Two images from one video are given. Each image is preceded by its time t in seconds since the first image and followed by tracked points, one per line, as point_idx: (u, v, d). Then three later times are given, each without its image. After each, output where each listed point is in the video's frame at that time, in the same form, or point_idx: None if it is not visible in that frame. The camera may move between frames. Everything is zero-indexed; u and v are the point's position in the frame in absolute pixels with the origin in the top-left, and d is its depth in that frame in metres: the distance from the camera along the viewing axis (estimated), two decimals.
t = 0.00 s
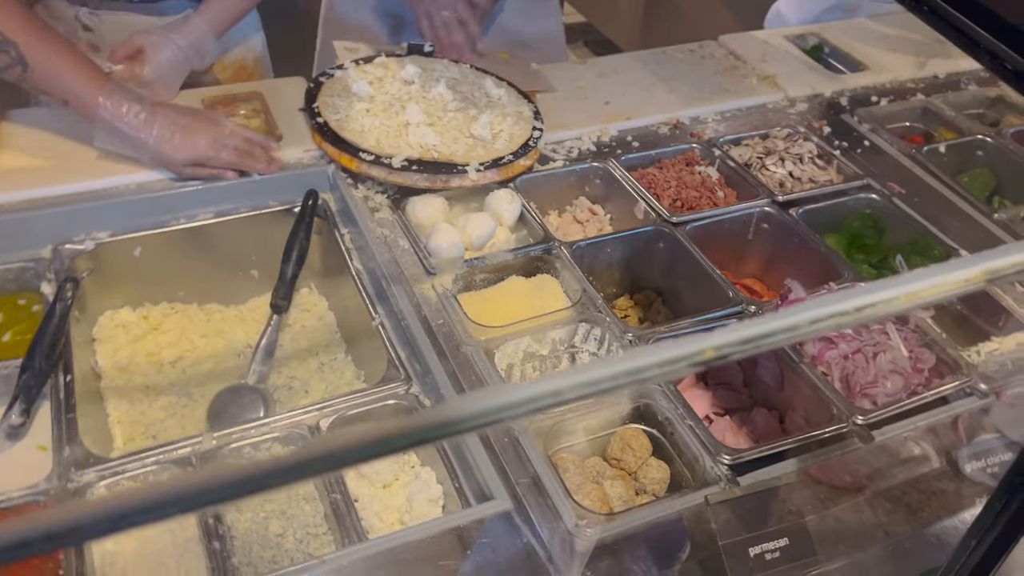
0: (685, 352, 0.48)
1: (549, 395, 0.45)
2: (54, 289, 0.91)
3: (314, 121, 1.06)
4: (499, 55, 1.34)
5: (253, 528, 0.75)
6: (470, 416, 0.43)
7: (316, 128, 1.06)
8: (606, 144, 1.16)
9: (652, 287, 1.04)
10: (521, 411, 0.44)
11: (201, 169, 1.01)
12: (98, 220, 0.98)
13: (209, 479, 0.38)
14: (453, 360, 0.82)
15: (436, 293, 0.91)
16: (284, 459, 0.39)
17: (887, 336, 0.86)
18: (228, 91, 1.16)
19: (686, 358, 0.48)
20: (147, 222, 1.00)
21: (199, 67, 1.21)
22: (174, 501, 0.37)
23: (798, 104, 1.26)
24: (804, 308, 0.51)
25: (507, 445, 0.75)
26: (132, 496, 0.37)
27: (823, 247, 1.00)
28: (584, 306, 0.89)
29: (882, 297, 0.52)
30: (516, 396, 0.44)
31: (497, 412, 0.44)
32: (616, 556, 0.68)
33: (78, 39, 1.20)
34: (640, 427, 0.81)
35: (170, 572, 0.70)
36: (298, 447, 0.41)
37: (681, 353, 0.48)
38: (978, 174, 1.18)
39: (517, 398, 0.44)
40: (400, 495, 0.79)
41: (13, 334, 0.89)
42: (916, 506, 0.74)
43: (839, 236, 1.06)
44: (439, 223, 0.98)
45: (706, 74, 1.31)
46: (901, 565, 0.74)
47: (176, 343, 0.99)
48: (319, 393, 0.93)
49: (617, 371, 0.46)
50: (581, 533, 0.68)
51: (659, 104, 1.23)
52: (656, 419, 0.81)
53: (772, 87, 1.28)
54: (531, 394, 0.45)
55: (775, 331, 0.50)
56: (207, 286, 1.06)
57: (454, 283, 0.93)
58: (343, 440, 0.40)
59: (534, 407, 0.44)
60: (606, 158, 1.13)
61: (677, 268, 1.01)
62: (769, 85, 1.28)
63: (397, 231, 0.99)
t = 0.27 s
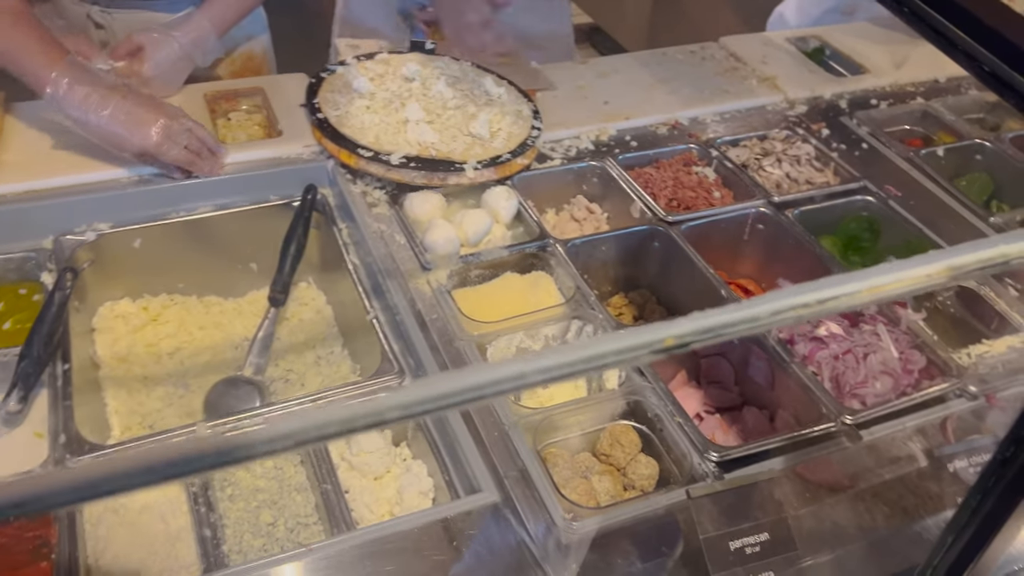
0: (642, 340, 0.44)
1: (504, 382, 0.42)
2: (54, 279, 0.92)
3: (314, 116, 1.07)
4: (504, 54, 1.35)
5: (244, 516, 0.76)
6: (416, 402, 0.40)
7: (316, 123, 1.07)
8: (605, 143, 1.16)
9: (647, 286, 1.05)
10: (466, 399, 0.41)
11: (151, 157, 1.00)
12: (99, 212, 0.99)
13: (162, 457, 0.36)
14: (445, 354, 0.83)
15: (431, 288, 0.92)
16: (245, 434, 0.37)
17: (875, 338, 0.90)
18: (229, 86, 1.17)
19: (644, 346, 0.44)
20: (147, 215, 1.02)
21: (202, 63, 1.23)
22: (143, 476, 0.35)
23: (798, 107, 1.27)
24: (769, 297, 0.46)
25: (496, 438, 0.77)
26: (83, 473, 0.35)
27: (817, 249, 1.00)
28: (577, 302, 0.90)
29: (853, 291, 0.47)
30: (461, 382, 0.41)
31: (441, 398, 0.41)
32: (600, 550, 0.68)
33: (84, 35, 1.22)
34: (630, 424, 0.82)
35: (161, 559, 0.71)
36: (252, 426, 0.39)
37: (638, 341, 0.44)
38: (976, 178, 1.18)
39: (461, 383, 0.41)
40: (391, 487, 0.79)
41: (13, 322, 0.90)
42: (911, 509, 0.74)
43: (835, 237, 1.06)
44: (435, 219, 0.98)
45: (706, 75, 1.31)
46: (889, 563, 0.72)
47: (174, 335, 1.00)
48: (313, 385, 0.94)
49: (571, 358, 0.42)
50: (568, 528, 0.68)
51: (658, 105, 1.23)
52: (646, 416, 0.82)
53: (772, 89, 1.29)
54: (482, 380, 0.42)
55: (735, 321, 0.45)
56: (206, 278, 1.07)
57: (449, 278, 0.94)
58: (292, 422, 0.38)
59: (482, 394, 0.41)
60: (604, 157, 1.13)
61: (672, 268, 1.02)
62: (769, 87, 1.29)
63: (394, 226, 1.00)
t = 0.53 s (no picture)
0: (644, 325, 0.43)
1: (504, 366, 0.41)
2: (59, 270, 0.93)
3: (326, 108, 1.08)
4: (528, 50, 1.34)
5: (245, 508, 0.76)
6: (414, 384, 0.39)
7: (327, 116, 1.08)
8: (610, 141, 1.16)
9: (650, 284, 1.04)
10: (465, 382, 0.40)
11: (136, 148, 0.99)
12: (103, 203, 0.99)
13: (159, 436, 0.36)
14: (448, 349, 0.83)
15: (434, 284, 0.92)
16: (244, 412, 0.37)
17: (879, 338, 0.89)
18: (235, 80, 1.17)
19: (647, 332, 0.43)
20: (151, 207, 1.02)
21: (207, 58, 1.23)
22: (139, 452, 0.35)
23: (803, 107, 1.27)
24: (774, 285, 0.45)
25: (497, 433, 0.77)
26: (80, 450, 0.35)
27: (821, 249, 1.00)
28: (580, 299, 0.90)
29: (860, 280, 0.46)
30: (459, 364, 0.40)
31: (439, 380, 0.40)
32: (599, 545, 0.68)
33: (90, 28, 1.22)
34: (632, 421, 0.82)
35: (160, 550, 0.71)
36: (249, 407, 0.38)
37: (641, 326, 0.43)
38: (981, 180, 1.17)
39: (460, 366, 0.40)
40: (392, 482, 0.79)
41: (17, 313, 0.91)
42: (912, 512, 0.73)
43: (839, 238, 1.06)
44: (439, 215, 0.98)
45: (712, 74, 1.31)
46: (889, 563, 0.71)
47: (177, 329, 1.00)
48: (315, 380, 0.94)
49: (572, 343, 0.42)
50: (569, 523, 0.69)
51: (663, 104, 1.23)
52: (648, 413, 0.82)
53: (777, 89, 1.28)
54: (481, 363, 0.41)
55: (741, 308, 0.44)
56: (209, 270, 1.06)
57: (452, 274, 0.94)
58: (288, 403, 0.38)
59: (482, 378, 0.40)
60: (608, 155, 1.13)
61: (675, 266, 1.02)
62: (774, 88, 1.29)
63: (398, 221, 1.00)
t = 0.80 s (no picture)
0: (645, 327, 0.43)
1: (506, 366, 0.41)
2: (59, 267, 0.93)
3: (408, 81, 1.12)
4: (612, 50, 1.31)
5: (244, 507, 0.76)
6: (416, 383, 0.39)
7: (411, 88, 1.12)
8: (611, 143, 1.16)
9: (649, 286, 1.05)
10: (467, 382, 0.40)
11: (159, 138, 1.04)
12: (104, 201, 0.99)
13: (161, 433, 0.36)
14: (448, 350, 0.83)
15: (434, 284, 0.92)
16: (248, 408, 0.37)
17: (878, 341, 0.89)
18: (238, 79, 1.18)
19: (650, 334, 0.43)
20: (152, 206, 1.02)
21: (208, 58, 1.23)
22: (140, 450, 0.35)
23: (804, 111, 1.27)
24: (776, 288, 0.46)
25: (497, 434, 0.77)
26: (82, 446, 0.35)
27: (821, 252, 1.00)
28: (579, 301, 0.90)
29: (861, 283, 0.46)
30: (461, 364, 0.40)
31: (442, 380, 0.40)
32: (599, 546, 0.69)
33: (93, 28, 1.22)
34: (630, 423, 0.82)
35: (159, 548, 0.71)
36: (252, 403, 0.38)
37: (643, 328, 0.43)
38: (981, 185, 1.17)
39: (463, 366, 0.40)
40: (391, 482, 0.79)
41: (17, 311, 0.91)
42: (909, 516, 0.73)
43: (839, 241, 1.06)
44: (440, 216, 0.98)
45: (713, 77, 1.31)
46: (889, 566, 0.72)
47: (178, 328, 1.00)
48: (315, 379, 0.94)
49: (574, 344, 0.42)
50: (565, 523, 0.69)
51: (664, 106, 1.24)
52: (648, 415, 0.82)
53: (778, 93, 1.29)
54: (483, 363, 0.41)
55: (744, 310, 0.44)
56: (210, 270, 1.06)
57: (452, 275, 0.94)
58: (289, 401, 0.38)
59: (485, 378, 0.40)
60: (609, 157, 1.14)
61: (675, 268, 1.02)
62: (775, 91, 1.29)
63: (399, 222, 1.00)
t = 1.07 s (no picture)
0: (639, 337, 0.43)
1: (497, 378, 0.41)
2: (54, 271, 0.93)
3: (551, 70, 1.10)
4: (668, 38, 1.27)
5: (238, 512, 0.76)
6: (408, 395, 0.39)
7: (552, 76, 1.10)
8: (608, 147, 1.16)
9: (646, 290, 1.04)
10: (460, 393, 0.40)
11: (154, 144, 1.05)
12: (99, 205, 0.99)
13: (149, 444, 0.35)
14: (445, 355, 0.82)
15: (430, 289, 0.91)
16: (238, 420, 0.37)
17: (875, 347, 0.89)
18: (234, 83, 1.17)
19: (643, 344, 0.43)
20: (147, 209, 1.01)
21: (205, 60, 1.23)
22: (127, 462, 0.35)
23: (801, 115, 1.27)
24: (771, 298, 0.45)
25: (492, 439, 0.77)
26: (72, 457, 0.35)
27: (818, 257, 1.00)
28: (576, 305, 0.90)
29: (856, 293, 0.46)
30: (452, 376, 0.40)
31: (434, 392, 0.40)
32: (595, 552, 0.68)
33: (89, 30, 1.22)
34: (626, 429, 0.82)
35: (152, 553, 0.71)
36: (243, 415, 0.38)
37: (637, 338, 0.43)
38: (978, 191, 1.17)
39: (454, 378, 0.40)
40: (386, 487, 0.79)
41: (11, 314, 0.90)
42: (906, 521, 0.73)
43: (836, 246, 1.06)
44: (438, 219, 0.98)
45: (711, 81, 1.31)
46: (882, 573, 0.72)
47: (173, 331, 1.00)
48: (311, 383, 0.94)
49: (566, 355, 0.41)
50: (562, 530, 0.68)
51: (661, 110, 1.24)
52: (644, 421, 0.82)
53: (776, 97, 1.29)
54: (475, 374, 0.41)
55: (738, 320, 0.44)
56: (206, 273, 1.06)
57: (448, 279, 0.94)
58: (280, 413, 0.37)
59: (477, 390, 0.40)
60: (607, 161, 1.13)
61: (672, 272, 1.02)
62: (773, 95, 1.29)
63: (395, 225, 0.99)
